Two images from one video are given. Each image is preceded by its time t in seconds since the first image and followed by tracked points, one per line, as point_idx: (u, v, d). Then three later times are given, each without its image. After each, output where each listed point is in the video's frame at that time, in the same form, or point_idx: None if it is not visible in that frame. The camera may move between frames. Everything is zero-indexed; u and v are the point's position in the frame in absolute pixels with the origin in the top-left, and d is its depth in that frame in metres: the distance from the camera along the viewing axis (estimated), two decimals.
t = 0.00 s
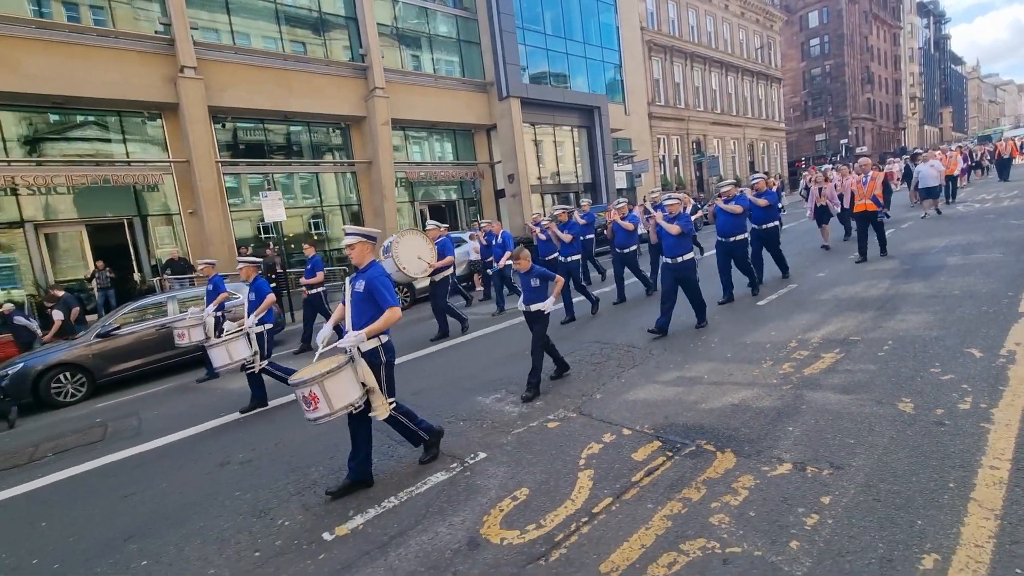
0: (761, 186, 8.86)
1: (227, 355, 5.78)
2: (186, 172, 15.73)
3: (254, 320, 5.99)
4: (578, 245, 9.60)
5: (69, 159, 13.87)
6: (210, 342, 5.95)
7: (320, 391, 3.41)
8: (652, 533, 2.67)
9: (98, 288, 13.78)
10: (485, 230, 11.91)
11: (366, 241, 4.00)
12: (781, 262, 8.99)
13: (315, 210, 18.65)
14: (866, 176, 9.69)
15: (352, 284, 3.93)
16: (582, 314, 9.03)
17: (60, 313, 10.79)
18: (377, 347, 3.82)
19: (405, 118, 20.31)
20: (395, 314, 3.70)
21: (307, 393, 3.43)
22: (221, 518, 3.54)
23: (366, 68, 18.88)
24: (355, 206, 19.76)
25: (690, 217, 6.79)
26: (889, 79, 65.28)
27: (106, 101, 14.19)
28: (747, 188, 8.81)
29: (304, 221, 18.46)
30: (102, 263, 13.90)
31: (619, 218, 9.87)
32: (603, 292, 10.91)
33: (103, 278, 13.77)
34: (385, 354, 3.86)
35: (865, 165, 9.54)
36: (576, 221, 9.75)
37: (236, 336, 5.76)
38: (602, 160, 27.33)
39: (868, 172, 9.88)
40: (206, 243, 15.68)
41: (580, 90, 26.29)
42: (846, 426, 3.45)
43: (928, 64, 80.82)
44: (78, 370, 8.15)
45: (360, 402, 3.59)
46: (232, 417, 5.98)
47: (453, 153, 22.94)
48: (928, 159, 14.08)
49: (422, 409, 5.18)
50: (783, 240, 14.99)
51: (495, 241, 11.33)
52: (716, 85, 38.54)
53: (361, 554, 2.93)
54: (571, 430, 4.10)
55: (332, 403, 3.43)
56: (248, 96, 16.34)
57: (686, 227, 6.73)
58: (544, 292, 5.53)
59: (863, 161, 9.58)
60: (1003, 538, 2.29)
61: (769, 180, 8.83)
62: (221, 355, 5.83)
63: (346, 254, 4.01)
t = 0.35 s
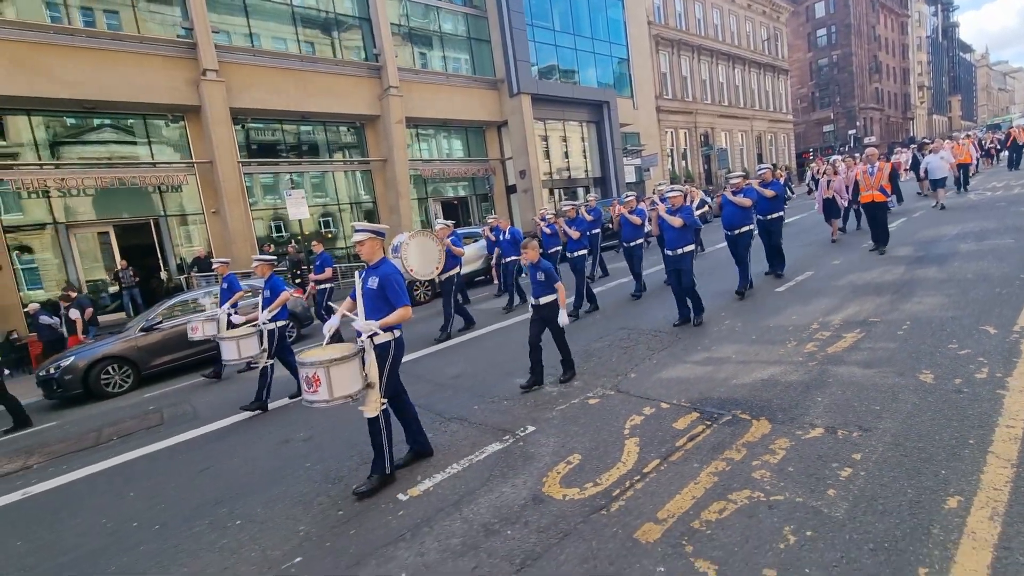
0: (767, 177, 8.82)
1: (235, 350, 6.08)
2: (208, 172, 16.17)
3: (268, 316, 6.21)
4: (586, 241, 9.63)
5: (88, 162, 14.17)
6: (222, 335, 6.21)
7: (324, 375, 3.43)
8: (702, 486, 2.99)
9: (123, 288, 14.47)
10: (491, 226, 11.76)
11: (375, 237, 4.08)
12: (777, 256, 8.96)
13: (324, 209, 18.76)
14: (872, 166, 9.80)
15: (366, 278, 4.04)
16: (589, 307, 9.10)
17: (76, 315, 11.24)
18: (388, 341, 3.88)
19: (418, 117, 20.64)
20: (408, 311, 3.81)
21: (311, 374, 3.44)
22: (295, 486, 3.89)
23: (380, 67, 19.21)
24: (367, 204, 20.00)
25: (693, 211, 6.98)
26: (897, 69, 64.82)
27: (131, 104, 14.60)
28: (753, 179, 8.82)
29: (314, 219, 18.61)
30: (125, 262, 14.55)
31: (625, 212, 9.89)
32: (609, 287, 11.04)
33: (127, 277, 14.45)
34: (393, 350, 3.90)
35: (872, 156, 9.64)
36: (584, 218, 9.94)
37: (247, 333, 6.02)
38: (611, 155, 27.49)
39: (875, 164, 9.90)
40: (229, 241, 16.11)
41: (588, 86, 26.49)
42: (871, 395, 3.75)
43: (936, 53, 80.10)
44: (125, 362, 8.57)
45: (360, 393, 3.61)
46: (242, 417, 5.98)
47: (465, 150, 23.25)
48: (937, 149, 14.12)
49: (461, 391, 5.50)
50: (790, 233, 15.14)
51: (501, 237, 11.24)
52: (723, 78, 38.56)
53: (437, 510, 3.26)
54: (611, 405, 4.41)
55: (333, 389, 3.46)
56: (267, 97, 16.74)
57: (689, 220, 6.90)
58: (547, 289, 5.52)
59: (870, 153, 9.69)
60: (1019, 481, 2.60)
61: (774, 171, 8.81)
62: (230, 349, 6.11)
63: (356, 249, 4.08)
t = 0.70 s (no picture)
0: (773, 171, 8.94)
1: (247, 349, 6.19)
2: (225, 167, 16.45)
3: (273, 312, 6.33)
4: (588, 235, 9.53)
5: (99, 158, 14.35)
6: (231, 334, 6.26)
7: (328, 381, 3.55)
8: (740, 449, 3.29)
9: (143, 280, 14.89)
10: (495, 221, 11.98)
11: (378, 236, 4.10)
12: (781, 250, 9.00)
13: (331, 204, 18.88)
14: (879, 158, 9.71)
15: (368, 278, 4.08)
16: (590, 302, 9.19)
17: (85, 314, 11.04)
18: (389, 341, 3.93)
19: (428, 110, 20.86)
20: (406, 310, 3.81)
21: (316, 381, 3.56)
22: (354, 456, 4.22)
23: (391, 62, 19.41)
24: (374, 199, 20.11)
25: (702, 208, 6.82)
26: (903, 58, 64.42)
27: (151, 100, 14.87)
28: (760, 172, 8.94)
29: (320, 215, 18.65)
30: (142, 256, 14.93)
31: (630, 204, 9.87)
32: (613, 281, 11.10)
33: (145, 270, 14.91)
34: (397, 349, 3.95)
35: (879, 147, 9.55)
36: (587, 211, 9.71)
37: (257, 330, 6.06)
38: (618, 147, 27.61)
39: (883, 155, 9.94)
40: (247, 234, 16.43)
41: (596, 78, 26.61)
42: (891, 370, 4.04)
43: (942, 42, 79.51)
44: (162, 350, 8.91)
45: (367, 393, 3.72)
46: (269, 405, 6.26)
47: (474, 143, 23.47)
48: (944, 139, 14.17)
49: (493, 373, 5.81)
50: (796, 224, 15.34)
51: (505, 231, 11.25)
52: (729, 69, 38.53)
53: (495, 473, 3.58)
54: (644, 382, 4.72)
55: (339, 393, 3.59)
56: (282, 92, 16.98)
57: (698, 219, 6.79)
58: (548, 284, 5.47)
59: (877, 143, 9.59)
60: None
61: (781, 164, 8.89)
62: (242, 349, 6.19)
63: (360, 248, 4.13)
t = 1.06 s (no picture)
0: (774, 163, 8.98)
1: (263, 344, 6.01)
2: (238, 160, 16.62)
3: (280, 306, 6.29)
4: (588, 228, 9.64)
5: (105, 151, 14.41)
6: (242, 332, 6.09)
7: (346, 376, 3.53)
8: (773, 410, 3.57)
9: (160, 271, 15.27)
10: (498, 216, 12.08)
11: (382, 226, 4.05)
12: (793, 240, 9.10)
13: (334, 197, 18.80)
14: (882, 152, 9.77)
15: (372, 269, 4.04)
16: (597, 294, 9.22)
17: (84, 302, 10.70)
18: (400, 330, 3.88)
19: (436, 104, 21.05)
20: (416, 298, 3.76)
21: (334, 378, 3.55)
22: (402, 425, 4.49)
23: (400, 56, 19.57)
24: (377, 193, 20.13)
25: (708, 194, 6.79)
26: (904, 53, 64.51)
27: (165, 93, 15.04)
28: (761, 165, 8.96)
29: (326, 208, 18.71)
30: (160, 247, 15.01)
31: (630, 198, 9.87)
32: (615, 275, 11.09)
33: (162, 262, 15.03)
34: (408, 337, 3.91)
35: (881, 142, 9.63)
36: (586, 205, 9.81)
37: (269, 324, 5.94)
38: (623, 141, 27.81)
39: (885, 149, 10.01)
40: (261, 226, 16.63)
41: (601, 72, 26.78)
42: (908, 343, 4.32)
43: (943, 37, 79.55)
44: (191, 335, 9.18)
45: (385, 384, 3.69)
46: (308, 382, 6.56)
47: (481, 137, 23.67)
48: (944, 133, 14.27)
49: (522, 354, 6.06)
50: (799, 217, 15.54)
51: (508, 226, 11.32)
52: (731, 63, 38.66)
53: (543, 436, 3.86)
54: (672, 358, 4.99)
55: (359, 388, 3.57)
56: (293, 86, 17.15)
57: (705, 205, 6.73)
58: (552, 280, 5.35)
59: (879, 138, 9.69)
60: None
61: (782, 157, 8.92)
62: (257, 344, 6.04)
63: (364, 240, 4.08)
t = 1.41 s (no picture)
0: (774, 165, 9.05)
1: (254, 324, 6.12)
2: (253, 152, 16.88)
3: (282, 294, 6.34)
4: (588, 226, 9.80)
5: (114, 141, 14.53)
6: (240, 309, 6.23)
7: (339, 350, 3.58)
8: (790, 388, 3.91)
9: (177, 259, 15.38)
10: (499, 210, 12.18)
11: (389, 216, 4.05)
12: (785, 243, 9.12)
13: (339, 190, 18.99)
14: (880, 155, 10.01)
15: (379, 257, 4.06)
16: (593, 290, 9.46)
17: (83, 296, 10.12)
18: (400, 321, 3.94)
19: (447, 100, 21.32)
20: (421, 291, 3.88)
21: (326, 350, 3.59)
22: (440, 402, 4.82)
23: (412, 51, 19.79)
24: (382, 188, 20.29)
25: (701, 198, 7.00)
26: (907, 58, 64.87)
27: (183, 84, 15.28)
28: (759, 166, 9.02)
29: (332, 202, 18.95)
30: (179, 235, 15.33)
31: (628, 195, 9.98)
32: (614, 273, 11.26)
33: (180, 250, 15.31)
34: (406, 330, 3.96)
35: (880, 144, 9.87)
36: (586, 203, 9.99)
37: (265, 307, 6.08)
38: (628, 140, 28.12)
39: (883, 153, 10.21)
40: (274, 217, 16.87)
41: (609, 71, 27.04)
42: (914, 332, 4.65)
43: (946, 42, 79.91)
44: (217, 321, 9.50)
45: (374, 370, 3.74)
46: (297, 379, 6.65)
47: (489, 133, 23.93)
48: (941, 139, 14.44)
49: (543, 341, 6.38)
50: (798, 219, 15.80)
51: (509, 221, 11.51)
52: (737, 65, 38.95)
53: (577, 410, 4.20)
54: (691, 344, 5.33)
55: (348, 365, 3.61)
56: (308, 80, 17.40)
57: (696, 208, 6.99)
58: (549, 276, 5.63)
59: (878, 140, 9.91)
60: None
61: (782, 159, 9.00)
62: (248, 323, 6.13)
63: (369, 229, 4.06)
